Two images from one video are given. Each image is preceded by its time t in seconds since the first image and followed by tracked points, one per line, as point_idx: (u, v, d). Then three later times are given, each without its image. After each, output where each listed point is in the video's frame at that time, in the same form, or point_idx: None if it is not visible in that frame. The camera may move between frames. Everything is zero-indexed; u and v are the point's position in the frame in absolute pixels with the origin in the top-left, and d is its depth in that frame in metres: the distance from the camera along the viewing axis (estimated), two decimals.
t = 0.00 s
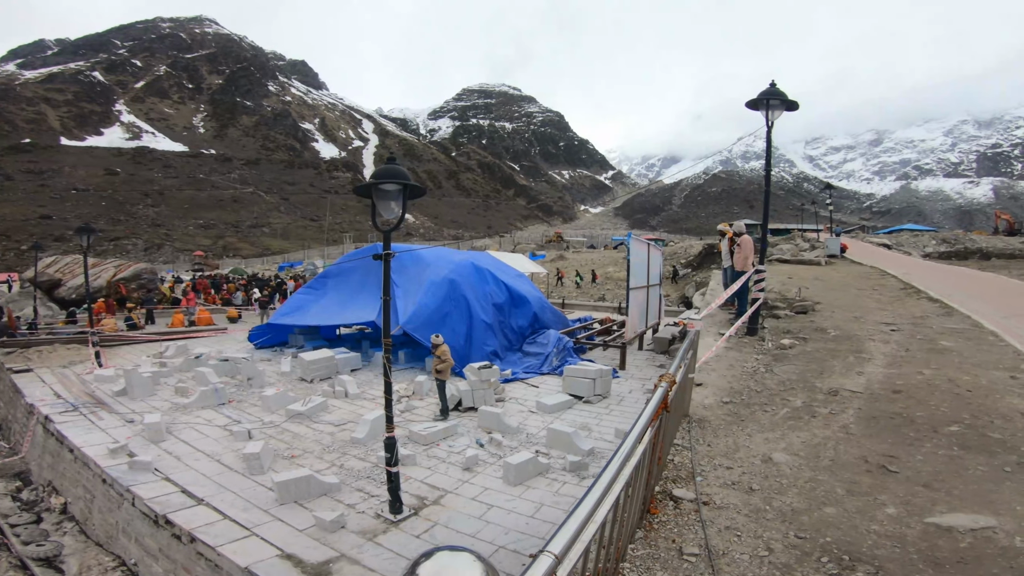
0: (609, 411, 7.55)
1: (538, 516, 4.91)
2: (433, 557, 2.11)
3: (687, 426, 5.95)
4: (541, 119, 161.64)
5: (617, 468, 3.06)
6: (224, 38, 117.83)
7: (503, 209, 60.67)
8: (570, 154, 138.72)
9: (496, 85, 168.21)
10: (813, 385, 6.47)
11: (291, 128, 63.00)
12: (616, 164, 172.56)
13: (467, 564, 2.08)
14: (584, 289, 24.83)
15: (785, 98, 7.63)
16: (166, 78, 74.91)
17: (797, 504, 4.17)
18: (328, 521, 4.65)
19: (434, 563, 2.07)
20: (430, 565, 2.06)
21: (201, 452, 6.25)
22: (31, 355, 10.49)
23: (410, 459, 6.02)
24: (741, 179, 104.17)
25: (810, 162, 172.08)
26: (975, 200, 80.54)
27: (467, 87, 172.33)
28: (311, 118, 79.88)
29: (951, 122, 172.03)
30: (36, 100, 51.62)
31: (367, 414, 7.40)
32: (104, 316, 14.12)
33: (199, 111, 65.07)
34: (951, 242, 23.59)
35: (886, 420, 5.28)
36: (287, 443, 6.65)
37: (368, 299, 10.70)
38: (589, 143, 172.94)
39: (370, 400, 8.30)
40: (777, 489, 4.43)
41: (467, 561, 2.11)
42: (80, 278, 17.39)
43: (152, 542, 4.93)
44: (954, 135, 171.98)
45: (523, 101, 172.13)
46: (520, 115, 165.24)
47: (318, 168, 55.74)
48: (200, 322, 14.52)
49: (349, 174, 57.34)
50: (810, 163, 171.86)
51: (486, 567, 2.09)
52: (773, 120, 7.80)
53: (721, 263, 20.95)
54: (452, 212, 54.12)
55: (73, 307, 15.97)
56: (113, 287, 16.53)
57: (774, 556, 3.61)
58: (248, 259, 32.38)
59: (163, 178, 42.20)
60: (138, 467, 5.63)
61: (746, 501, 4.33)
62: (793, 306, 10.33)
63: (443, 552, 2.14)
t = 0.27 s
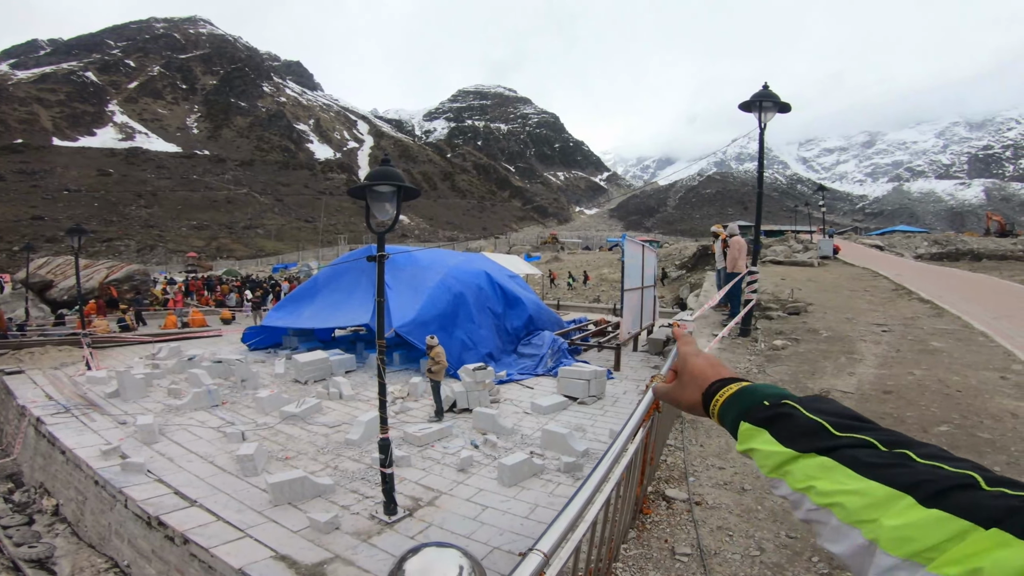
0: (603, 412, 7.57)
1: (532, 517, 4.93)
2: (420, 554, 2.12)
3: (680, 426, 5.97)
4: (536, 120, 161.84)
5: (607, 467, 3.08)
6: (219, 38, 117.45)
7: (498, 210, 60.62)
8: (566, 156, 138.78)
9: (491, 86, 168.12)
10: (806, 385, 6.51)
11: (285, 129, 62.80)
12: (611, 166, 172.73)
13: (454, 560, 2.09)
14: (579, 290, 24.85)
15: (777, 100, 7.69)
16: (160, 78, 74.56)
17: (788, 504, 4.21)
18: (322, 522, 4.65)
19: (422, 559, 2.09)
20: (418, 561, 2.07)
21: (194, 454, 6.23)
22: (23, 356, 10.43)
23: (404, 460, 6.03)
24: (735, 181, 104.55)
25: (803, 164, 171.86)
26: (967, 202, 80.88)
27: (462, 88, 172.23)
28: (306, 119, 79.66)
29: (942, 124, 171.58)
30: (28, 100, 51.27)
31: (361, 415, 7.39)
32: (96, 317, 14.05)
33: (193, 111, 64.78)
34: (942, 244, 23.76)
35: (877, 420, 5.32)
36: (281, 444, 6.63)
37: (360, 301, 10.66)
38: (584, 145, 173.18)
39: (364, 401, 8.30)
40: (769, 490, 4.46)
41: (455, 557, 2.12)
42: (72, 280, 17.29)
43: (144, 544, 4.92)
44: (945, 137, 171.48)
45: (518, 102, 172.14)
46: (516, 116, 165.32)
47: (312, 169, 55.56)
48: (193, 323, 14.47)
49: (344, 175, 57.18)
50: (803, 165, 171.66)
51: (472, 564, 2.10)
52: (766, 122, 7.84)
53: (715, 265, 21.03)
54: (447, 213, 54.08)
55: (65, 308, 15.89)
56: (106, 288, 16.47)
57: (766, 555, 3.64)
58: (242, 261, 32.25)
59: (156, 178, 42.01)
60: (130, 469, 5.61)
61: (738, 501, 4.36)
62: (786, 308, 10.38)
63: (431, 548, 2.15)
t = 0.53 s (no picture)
0: (604, 412, 7.57)
1: (534, 517, 4.92)
2: (432, 554, 2.12)
3: (681, 425, 5.96)
4: (536, 121, 161.93)
5: (612, 467, 3.08)
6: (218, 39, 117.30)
7: (498, 211, 60.68)
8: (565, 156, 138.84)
9: (490, 86, 168.00)
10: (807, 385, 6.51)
11: (285, 130, 62.78)
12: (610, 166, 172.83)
13: (464, 559, 2.10)
14: (579, 290, 24.85)
15: (778, 100, 7.69)
16: (160, 78, 74.51)
17: (790, 504, 4.22)
18: (324, 523, 4.64)
19: (434, 560, 2.09)
20: (430, 561, 2.08)
21: (195, 454, 6.22)
22: (22, 356, 10.41)
23: (405, 460, 6.02)
24: (734, 181, 104.54)
25: (803, 164, 171.96)
26: (966, 202, 80.93)
27: (462, 88, 172.08)
28: (305, 120, 79.61)
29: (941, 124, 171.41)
30: (27, 100, 51.24)
31: (362, 416, 7.38)
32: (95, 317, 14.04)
33: (193, 111, 64.75)
34: (942, 244, 23.79)
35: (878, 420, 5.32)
36: (282, 445, 6.62)
37: (360, 302, 10.64)
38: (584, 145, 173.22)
39: (364, 401, 8.29)
40: (770, 489, 4.48)
41: (466, 558, 2.12)
42: (72, 280, 17.28)
43: (145, 544, 4.91)
44: (944, 137, 171.29)
45: (517, 102, 172.06)
46: (515, 117, 165.38)
47: (312, 169, 55.55)
48: (193, 324, 14.46)
49: (344, 175, 57.15)
50: (803, 165, 171.70)
51: (483, 563, 2.10)
52: (766, 122, 7.84)
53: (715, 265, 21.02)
54: (447, 214, 54.13)
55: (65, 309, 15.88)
56: (106, 288, 16.45)
57: (768, 554, 3.65)
58: (242, 261, 32.23)
59: (156, 179, 41.99)
60: (131, 470, 5.60)
61: (740, 501, 4.37)
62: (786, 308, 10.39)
63: (442, 548, 2.16)
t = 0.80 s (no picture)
0: (612, 415, 7.54)
1: (540, 519, 4.90)
2: (441, 553, 2.11)
3: (690, 429, 5.92)
4: (547, 122, 161.90)
5: (620, 468, 3.05)
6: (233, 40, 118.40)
7: (508, 212, 60.75)
8: (576, 157, 138.71)
9: (501, 87, 168.22)
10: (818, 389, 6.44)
11: (298, 130, 63.23)
12: (622, 167, 172.70)
13: (472, 558, 2.09)
14: (588, 292, 24.78)
15: (792, 102, 7.61)
16: (175, 78, 75.33)
17: (799, 508, 4.17)
18: (331, 522, 4.65)
19: (443, 559, 2.08)
20: (439, 560, 2.06)
21: (205, 452, 6.27)
22: (37, 352, 10.55)
23: (412, 460, 6.03)
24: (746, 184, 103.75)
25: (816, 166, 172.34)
26: (983, 206, 80.00)
27: (473, 89, 172.34)
28: (317, 120, 80.06)
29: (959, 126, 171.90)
30: (46, 100, 52.00)
31: (371, 415, 7.41)
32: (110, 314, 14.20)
33: (207, 111, 65.37)
34: (957, 248, 23.50)
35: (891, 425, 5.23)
36: (291, 443, 6.66)
37: (369, 301, 10.71)
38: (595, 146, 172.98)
39: (373, 401, 8.32)
40: (780, 493, 4.43)
41: (474, 556, 2.10)
42: (87, 277, 17.50)
43: (155, 541, 4.95)
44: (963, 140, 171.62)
45: (528, 103, 172.19)
46: (526, 118, 165.53)
47: (324, 169, 55.89)
48: (205, 322, 14.58)
49: (355, 176, 57.44)
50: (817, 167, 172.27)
51: (492, 563, 2.09)
52: (779, 125, 7.78)
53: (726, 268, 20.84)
54: (457, 215, 54.26)
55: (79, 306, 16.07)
56: (119, 286, 16.62)
57: (776, 558, 3.62)
58: (254, 261, 32.49)
59: (170, 178, 42.45)
60: (143, 466, 5.66)
61: (748, 504, 4.33)
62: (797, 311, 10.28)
63: (451, 548, 2.13)
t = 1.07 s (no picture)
0: (622, 415, 7.49)
1: (548, 519, 4.87)
2: (453, 550, 2.09)
3: (702, 430, 5.86)
4: (560, 121, 161.67)
5: (631, 468, 3.02)
6: (249, 40, 119.57)
7: (520, 212, 60.77)
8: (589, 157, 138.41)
9: (514, 87, 168.25)
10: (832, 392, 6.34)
11: (312, 129, 63.71)
12: (635, 168, 172.51)
13: (484, 554, 2.07)
14: (599, 293, 24.69)
15: (808, 103, 7.51)
16: (193, 78, 76.30)
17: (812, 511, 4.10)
18: (340, 519, 4.68)
19: (455, 556, 2.05)
20: (451, 558, 2.04)
21: (218, 447, 6.33)
22: (56, 347, 10.73)
23: (421, 458, 6.04)
24: (761, 185, 102.89)
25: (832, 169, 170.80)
26: (1004, 208, 78.68)
27: (485, 89, 172.51)
28: (332, 119, 80.67)
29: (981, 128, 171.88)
30: (68, 98, 52.95)
31: (381, 413, 7.43)
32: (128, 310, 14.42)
33: (224, 110, 66.13)
34: (977, 250, 23.08)
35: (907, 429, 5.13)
36: (302, 440, 6.70)
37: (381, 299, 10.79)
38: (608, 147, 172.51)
39: (383, 399, 8.34)
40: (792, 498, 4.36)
41: (486, 554, 2.07)
42: (105, 273, 17.78)
43: (167, 536, 5.00)
44: (983, 142, 170.09)
45: (541, 103, 172.13)
46: (538, 118, 165.58)
47: (338, 168, 56.28)
48: (220, 318, 14.74)
49: (368, 174, 57.78)
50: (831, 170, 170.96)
51: (503, 561, 2.07)
52: (796, 126, 7.67)
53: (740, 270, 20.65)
54: (469, 214, 54.38)
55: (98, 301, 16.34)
56: (137, 282, 16.87)
57: (786, 561, 3.55)
58: (268, 258, 32.81)
59: (188, 176, 43.02)
60: (157, 461, 5.72)
61: (760, 507, 4.27)
62: (812, 314, 10.14)
63: (463, 545, 2.12)
